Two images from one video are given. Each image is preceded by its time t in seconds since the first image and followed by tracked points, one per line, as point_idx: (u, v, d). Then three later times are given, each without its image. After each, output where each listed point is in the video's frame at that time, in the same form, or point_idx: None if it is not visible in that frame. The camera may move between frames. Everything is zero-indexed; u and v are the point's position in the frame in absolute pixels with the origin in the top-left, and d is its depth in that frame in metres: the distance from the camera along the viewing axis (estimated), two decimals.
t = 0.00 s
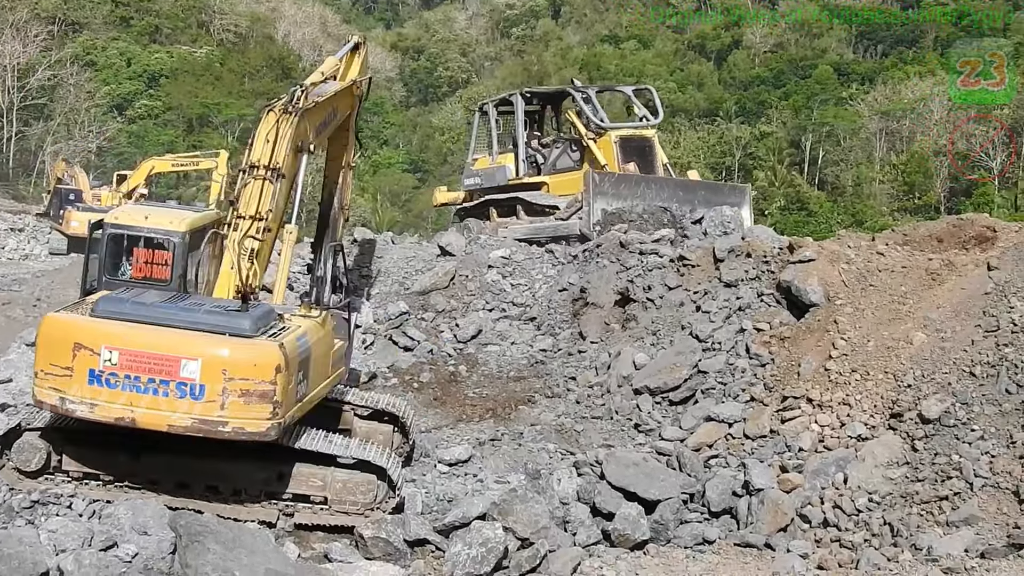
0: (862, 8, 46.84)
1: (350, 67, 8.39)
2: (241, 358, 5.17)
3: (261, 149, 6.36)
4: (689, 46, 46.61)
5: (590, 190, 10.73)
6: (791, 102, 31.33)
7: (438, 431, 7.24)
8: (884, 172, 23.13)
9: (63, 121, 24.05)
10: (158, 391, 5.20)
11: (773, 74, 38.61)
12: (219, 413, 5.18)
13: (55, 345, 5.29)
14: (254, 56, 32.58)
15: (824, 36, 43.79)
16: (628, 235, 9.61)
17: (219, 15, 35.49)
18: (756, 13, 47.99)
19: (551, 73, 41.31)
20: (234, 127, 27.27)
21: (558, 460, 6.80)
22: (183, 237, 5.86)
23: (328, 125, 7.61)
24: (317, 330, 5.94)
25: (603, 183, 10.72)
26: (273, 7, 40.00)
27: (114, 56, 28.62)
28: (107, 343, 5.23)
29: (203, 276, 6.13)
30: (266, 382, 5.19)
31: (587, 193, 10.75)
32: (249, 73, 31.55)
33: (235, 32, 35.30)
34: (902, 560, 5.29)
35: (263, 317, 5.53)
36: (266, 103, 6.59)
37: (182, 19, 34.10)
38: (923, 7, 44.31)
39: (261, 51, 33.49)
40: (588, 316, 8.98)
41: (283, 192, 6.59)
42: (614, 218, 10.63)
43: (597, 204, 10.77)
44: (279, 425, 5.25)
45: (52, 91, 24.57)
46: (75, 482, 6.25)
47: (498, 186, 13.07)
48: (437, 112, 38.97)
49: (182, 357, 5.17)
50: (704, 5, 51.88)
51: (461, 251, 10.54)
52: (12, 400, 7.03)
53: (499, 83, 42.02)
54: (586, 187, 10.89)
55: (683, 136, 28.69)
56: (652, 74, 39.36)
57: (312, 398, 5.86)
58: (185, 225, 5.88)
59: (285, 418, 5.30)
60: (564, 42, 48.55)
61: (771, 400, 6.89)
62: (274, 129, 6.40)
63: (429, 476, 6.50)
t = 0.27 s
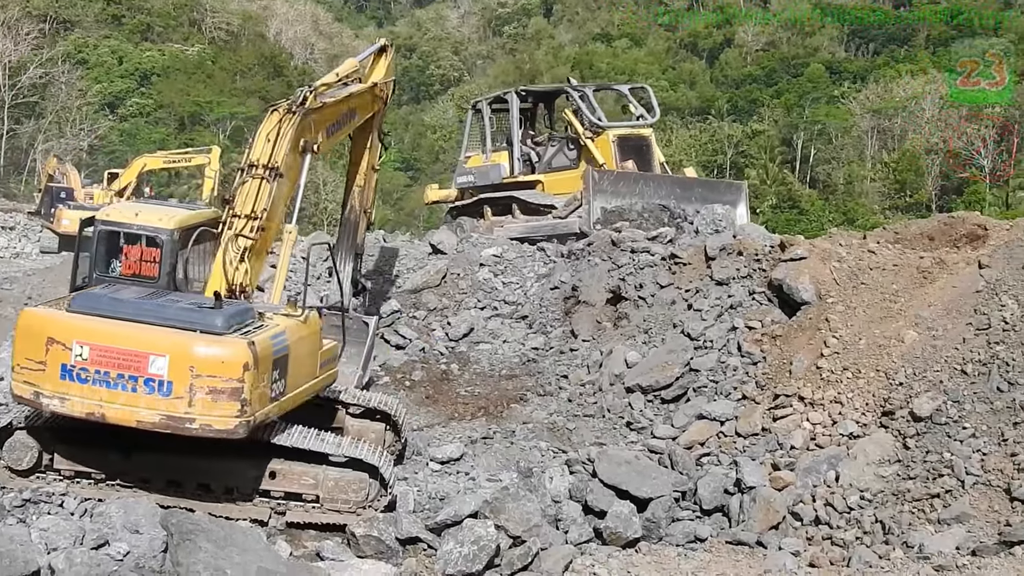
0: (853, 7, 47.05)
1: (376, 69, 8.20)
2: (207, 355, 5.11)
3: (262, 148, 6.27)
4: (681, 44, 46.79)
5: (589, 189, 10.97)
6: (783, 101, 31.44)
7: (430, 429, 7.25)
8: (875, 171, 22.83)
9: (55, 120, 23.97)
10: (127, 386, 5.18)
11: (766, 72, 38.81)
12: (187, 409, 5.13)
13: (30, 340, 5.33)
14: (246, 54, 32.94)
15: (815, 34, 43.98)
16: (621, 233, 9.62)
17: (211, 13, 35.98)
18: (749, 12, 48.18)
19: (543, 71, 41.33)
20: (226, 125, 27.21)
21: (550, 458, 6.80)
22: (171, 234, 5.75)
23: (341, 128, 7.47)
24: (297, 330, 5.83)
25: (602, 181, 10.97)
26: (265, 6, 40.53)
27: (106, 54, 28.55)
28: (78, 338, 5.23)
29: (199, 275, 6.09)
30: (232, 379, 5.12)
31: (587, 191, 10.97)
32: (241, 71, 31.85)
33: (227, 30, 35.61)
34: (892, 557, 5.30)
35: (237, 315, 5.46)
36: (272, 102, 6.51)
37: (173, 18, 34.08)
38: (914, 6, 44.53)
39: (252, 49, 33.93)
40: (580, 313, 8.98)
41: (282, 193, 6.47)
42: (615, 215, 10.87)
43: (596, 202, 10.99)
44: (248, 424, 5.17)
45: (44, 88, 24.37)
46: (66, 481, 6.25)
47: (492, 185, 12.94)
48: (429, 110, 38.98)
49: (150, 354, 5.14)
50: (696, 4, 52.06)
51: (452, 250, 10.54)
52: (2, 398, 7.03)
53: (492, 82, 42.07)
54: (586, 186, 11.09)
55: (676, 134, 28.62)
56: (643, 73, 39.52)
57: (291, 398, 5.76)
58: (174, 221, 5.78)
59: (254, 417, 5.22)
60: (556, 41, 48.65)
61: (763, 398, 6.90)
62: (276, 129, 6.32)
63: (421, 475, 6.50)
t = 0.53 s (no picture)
0: (844, 6, 47.35)
1: (390, 76, 8.04)
2: (181, 352, 5.13)
3: (260, 149, 6.22)
4: (673, 42, 47.01)
5: (590, 186, 10.94)
6: (774, 99, 31.54)
7: (422, 428, 7.25)
8: (866, 169, 23.27)
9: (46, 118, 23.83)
10: (104, 382, 5.22)
11: (757, 71, 38.98)
12: (162, 406, 5.15)
13: (11, 335, 5.39)
14: (237, 52, 33.21)
15: (806, 33, 44.22)
16: (612, 231, 9.62)
17: (202, 11, 35.44)
18: (741, 11, 48.40)
19: (535, 69, 41.36)
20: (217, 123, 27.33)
21: (541, 456, 6.79)
22: (162, 231, 5.75)
23: (348, 134, 7.32)
24: (281, 327, 5.80)
25: (602, 178, 10.95)
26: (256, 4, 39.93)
27: (96, 53, 28.48)
28: (56, 334, 5.28)
29: (194, 274, 6.11)
30: (206, 376, 5.13)
31: (586, 188, 10.94)
32: (232, 68, 32.14)
33: (218, 29, 35.35)
34: (884, 555, 5.31)
35: (217, 312, 5.45)
36: (273, 106, 6.53)
37: (165, 15, 33.91)
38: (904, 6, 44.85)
39: (244, 47, 34.16)
40: (571, 312, 8.98)
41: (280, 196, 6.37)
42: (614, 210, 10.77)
43: (597, 199, 10.96)
44: (224, 421, 5.18)
45: (35, 87, 24.12)
46: (58, 479, 6.24)
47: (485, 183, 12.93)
48: (421, 109, 38.97)
49: (126, 350, 5.17)
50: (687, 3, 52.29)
51: (444, 249, 10.53)
52: None
53: (484, 80, 42.08)
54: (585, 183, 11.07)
55: (667, 131, 28.63)
56: (634, 72, 39.71)
57: (276, 396, 5.76)
58: (164, 219, 5.77)
59: (229, 415, 5.22)
60: (548, 39, 48.75)
61: (754, 395, 6.91)
62: (275, 130, 6.29)
63: (413, 473, 6.55)
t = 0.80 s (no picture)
0: (834, 4, 47.54)
1: (394, 83, 7.72)
2: (162, 351, 5.27)
3: (254, 150, 6.15)
4: (663, 40, 47.09)
5: (591, 181, 11.06)
6: (764, 97, 31.56)
7: (413, 426, 7.24)
8: (857, 166, 23.25)
9: (36, 116, 23.65)
10: (85, 379, 5.36)
11: (747, 69, 39.07)
12: (142, 403, 5.30)
13: None
14: (227, 51, 33.18)
15: (796, 31, 44.39)
16: (602, 229, 9.63)
17: (192, 9, 35.43)
18: (731, 10, 48.54)
19: (524, 67, 41.29)
20: (207, 121, 27.23)
21: (532, 454, 6.79)
22: (151, 230, 5.74)
23: (347, 139, 7.07)
24: (265, 326, 5.89)
25: (603, 173, 11.07)
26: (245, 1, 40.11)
27: (86, 50, 28.23)
28: (38, 331, 5.40)
29: (184, 271, 6.09)
30: (186, 374, 5.28)
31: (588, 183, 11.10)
32: (222, 67, 32.13)
33: (207, 27, 35.32)
34: (874, 552, 5.32)
35: (198, 309, 5.55)
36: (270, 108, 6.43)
37: (154, 13, 33.81)
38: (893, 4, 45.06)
39: (234, 45, 34.22)
40: (562, 310, 8.98)
41: (271, 197, 6.25)
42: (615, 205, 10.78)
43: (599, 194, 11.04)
44: (204, 420, 5.33)
45: (24, 85, 23.98)
46: (48, 478, 6.23)
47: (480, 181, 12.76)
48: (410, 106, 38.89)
49: (107, 347, 5.31)
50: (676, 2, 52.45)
51: (434, 246, 10.50)
52: None
53: (474, 78, 42.02)
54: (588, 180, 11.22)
55: (656, 128, 28.59)
56: (623, 69, 39.72)
57: (259, 393, 5.87)
58: (153, 217, 5.76)
59: (209, 412, 5.36)
60: (538, 37, 48.77)
61: (745, 393, 6.91)
62: (269, 130, 6.21)
63: (403, 471, 6.53)
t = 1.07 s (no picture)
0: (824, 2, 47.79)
1: (385, 83, 7.72)
2: (147, 351, 5.27)
3: (243, 148, 6.15)
4: (653, 37, 47.26)
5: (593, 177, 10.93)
6: (753, 94, 31.67)
7: (402, 424, 7.23)
8: (846, 165, 23.46)
9: (25, 113, 23.55)
10: (71, 380, 5.36)
11: (736, 66, 39.21)
12: (128, 403, 5.31)
13: None
14: (216, 49, 33.26)
15: (785, 28, 44.65)
16: (592, 227, 9.62)
17: (181, 6, 35.87)
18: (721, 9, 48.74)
19: (516, 64, 41.38)
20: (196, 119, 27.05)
21: (521, 452, 6.80)
22: (137, 228, 5.75)
23: (337, 138, 7.06)
24: (253, 325, 5.90)
25: (606, 169, 10.93)
26: None
27: (75, 49, 28.33)
28: (25, 332, 5.42)
29: (173, 269, 6.12)
30: (172, 374, 5.28)
31: (591, 179, 10.94)
32: (211, 65, 32.13)
33: (197, 24, 35.63)
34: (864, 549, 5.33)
35: (185, 308, 5.55)
36: (259, 106, 6.43)
37: (144, 12, 34.01)
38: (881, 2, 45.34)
39: (223, 42, 34.29)
40: (551, 308, 8.98)
41: (260, 194, 6.26)
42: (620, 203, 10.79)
43: (603, 191, 10.92)
44: (191, 420, 5.33)
45: (13, 82, 23.98)
46: (37, 477, 6.23)
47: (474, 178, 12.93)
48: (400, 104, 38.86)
49: (93, 348, 5.32)
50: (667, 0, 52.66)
51: (424, 244, 10.49)
52: None
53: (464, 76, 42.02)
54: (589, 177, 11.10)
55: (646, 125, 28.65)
56: (614, 65, 39.81)
57: (247, 392, 5.88)
58: (140, 215, 5.77)
59: (196, 412, 5.36)
60: (528, 34, 48.85)
61: (734, 391, 6.92)
62: (259, 129, 6.22)
63: (393, 469, 6.52)
